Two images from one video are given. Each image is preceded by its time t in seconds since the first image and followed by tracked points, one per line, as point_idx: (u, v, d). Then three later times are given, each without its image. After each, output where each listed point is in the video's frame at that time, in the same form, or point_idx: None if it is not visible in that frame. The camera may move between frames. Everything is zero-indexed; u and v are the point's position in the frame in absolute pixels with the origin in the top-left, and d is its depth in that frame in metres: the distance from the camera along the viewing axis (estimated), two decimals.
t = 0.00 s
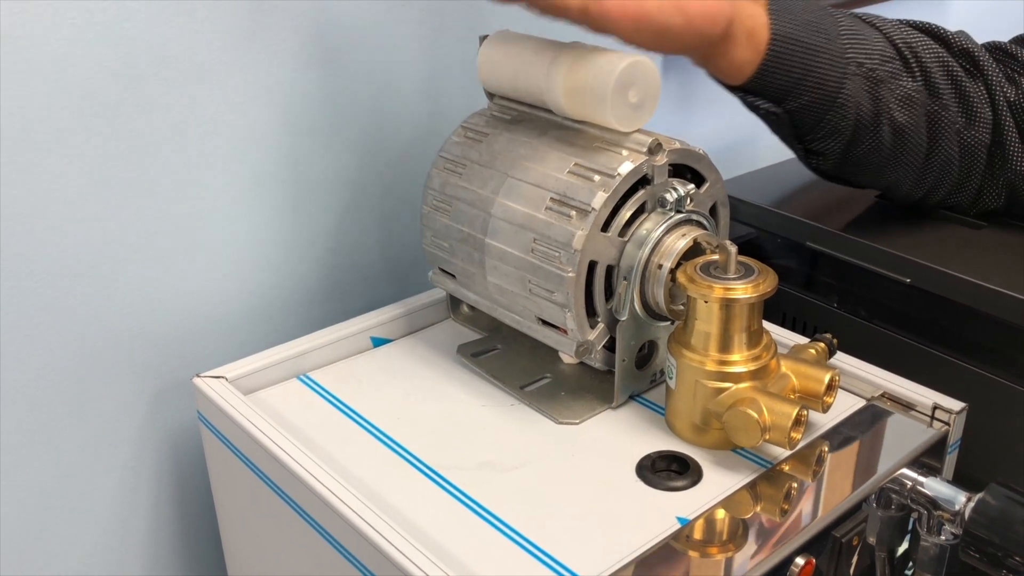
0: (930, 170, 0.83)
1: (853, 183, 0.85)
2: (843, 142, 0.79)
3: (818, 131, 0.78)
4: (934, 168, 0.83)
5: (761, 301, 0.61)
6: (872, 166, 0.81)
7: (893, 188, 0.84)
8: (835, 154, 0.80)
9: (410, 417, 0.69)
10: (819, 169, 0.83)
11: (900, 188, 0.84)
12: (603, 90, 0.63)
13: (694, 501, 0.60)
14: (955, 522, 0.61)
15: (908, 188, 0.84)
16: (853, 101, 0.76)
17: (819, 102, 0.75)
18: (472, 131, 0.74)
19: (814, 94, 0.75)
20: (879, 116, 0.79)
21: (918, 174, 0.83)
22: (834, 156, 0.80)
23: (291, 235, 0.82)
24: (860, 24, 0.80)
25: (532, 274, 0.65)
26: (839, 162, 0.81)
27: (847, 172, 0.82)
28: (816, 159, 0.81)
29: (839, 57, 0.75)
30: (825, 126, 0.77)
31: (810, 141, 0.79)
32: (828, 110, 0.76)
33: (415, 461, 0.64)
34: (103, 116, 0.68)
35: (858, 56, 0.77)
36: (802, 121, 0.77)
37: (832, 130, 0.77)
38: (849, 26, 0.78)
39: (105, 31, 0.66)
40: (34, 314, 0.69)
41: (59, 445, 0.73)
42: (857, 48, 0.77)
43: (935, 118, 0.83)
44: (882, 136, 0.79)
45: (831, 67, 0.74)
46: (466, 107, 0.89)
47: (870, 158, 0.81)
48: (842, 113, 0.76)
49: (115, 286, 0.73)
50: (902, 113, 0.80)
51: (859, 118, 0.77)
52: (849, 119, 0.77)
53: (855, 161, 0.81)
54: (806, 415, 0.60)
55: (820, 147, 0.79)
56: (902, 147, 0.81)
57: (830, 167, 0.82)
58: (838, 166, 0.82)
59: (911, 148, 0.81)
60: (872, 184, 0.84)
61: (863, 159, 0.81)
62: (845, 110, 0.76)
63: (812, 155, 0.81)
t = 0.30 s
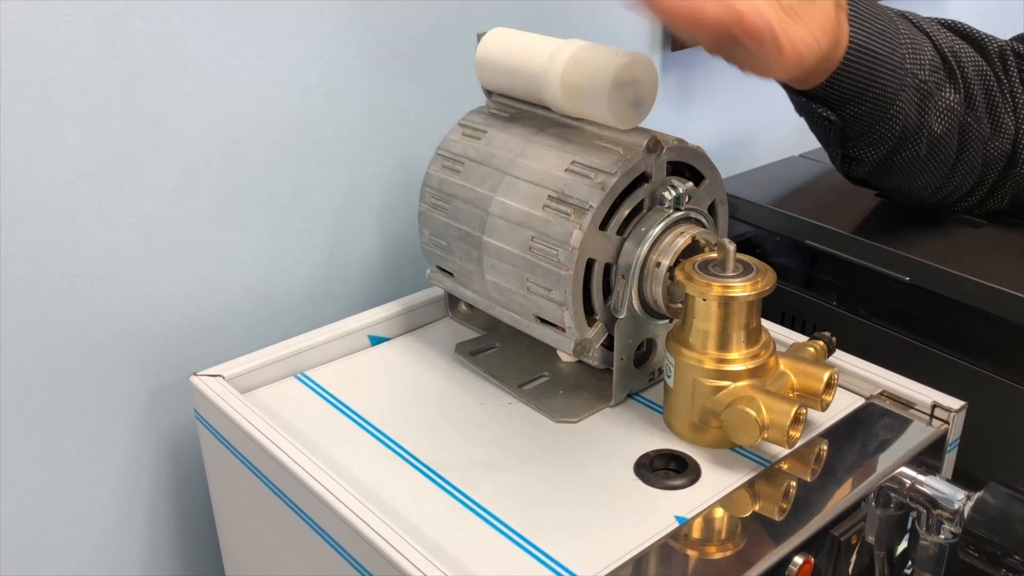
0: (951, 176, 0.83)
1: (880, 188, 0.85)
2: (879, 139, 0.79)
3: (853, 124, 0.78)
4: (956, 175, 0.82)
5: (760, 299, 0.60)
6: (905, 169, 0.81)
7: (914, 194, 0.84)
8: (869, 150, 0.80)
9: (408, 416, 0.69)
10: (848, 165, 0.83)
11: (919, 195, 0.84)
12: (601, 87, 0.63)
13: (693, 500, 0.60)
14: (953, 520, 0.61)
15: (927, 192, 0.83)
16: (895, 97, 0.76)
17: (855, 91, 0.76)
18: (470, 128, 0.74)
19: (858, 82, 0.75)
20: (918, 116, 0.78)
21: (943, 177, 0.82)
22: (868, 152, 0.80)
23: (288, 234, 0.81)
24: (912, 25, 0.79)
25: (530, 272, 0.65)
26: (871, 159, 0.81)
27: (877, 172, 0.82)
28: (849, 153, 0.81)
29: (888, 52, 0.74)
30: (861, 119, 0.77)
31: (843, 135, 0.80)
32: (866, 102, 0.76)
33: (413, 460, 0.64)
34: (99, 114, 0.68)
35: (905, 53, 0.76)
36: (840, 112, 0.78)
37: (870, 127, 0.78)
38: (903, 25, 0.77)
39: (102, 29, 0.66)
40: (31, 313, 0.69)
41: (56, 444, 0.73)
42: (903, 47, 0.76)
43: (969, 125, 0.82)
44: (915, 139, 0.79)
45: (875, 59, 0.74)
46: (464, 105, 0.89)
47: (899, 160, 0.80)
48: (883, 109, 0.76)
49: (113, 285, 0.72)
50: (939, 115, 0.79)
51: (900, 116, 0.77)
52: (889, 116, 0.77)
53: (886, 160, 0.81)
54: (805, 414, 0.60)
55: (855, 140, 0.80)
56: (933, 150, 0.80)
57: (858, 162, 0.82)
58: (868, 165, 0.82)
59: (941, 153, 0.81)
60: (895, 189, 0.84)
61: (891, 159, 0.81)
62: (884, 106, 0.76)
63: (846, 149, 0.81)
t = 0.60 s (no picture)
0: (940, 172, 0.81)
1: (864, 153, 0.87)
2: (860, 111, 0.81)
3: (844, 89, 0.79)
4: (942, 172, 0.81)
5: (760, 297, 0.60)
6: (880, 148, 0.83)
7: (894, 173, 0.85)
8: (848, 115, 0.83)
9: (408, 415, 0.69)
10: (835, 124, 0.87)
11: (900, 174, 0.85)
12: (603, 87, 0.63)
13: (693, 499, 0.59)
14: (954, 519, 0.61)
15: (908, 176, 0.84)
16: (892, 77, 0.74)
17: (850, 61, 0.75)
18: (471, 126, 0.74)
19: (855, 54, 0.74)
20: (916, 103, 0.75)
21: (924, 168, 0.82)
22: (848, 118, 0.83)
23: (287, 232, 0.81)
24: None
25: (531, 271, 0.65)
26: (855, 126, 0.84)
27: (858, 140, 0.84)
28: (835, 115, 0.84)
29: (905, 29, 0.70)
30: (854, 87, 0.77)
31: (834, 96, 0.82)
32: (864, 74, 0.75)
33: (414, 459, 0.64)
34: (98, 112, 0.68)
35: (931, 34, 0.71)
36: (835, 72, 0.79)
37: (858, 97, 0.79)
38: None
39: (101, 27, 0.66)
40: (31, 311, 0.69)
41: (55, 443, 0.73)
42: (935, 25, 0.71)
43: (987, 125, 0.77)
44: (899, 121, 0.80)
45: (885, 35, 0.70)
46: (465, 103, 0.89)
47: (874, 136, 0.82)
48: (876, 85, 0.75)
49: (114, 283, 0.72)
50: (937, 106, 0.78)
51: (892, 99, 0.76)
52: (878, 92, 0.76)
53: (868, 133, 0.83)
54: (806, 412, 0.60)
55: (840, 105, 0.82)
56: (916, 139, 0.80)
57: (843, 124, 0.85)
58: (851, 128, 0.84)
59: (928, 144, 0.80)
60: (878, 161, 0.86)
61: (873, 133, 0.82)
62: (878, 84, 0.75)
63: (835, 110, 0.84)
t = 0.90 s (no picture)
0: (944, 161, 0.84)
1: (862, 131, 0.90)
2: (869, 91, 0.85)
3: (850, 73, 0.86)
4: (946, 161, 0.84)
5: (763, 297, 0.60)
6: (892, 127, 0.85)
7: (894, 158, 0.88)
8: (866, 86, 0.85)
9: (410, 414, 0.69)
10: (844, 101, 0.89)
11: (899, 157, 0.87)
12: (605, 86, 0.63)
13: (696, 499, 0.59)
14: (957, 519, 0.61)
15: (909, 163, 0.87)
16: (903, 67, 0.82)
17: (860, 53, 0.83)
18: (473, 126, 0.74)
19: (876, 35, 0.81)
20: (927, 89, 0.82)
21: (930, 156, 0.85)
22: (863, 90, 0.85)
23: (290, 231, 0.81)
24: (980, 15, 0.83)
25: (533, 270, 0.65)
26: (869, 102, 0.86)
27: (869, 116, 0.87)
28: (844, 86, 0.88)
29: (928, 31, 0.80)
30: (857, 78, 0.85)
31: (848, 69, 0.86)
32: (869, 68, 0.84)
33: (416, 458, 0.64)
34: (101, 111, 0.68)
35: (943, 37, 0.80)
36: (840, 61, 0.87)
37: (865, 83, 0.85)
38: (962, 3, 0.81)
39: (104, 26, 0.66)
40: (32, 310, 0.69)
41: (57, 441, 0.73)
42: (948, 28, 0.80)
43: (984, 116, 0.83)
44: (917, 103, 0.83)
45: (914, 39, 0.80)
46: (467, 103, 0.89)
47: (888, 112, 0.85)
48: (885, 73, 0.83)
49: (116, 282, 0.72)
50: (954, 94, 0.82)
51: (903, 84, 0.82)
52: (890, 78, 0.83)
53: (885, 107, 0.85)
54: (808, 412, 0.60)
55: (851, 80, 0.86)
56: (931, 124, 0.83)
57: (855, 99, 0.87)
58: (863, 103, 0.87)
59: (939, 131, 0.83)
60: (878, 142, 0.89)
61: (890, 109, 0.84)
62: (889, 73, 0.83)
63: (844, 83, 0.88)
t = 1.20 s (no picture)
0: (934, 162, 0.84)
1: (853, 131, 0.90)
2: (857, 92, 0.85)
3: (838, 75, 0.86)
4: (937, 161, 0.84)
5: (763, 297, 0.61)
6: (881, 128, 0.85)
7: (886, 159, 0.88)
8: (854, 87, 0.85)
9: (411, 414, 0.69)
10: (833, 103, 0.89)
11: (890, 159, 0.88)
12: (605, 86, 0.63)
13: (697, 499, 0.60)
14: (957, 519, 0.61)
15: (900, 163, 0.87)
16: (890, 67, 0.82)
17: (847, 53, 0.83)
18: (474, 126, 0.74)
19: (861, 34, 0.81)
20: (914, 89, 0.82)
21: (920, 156, 0.85)
22: (851, 90, 0.85)
23: (290, 231, 0.81)
24: (967, 14, 0.83)
25: (534, 270, 0.65)
26: (858, 102, 0.86)
27: (858, 117, 0.86)
28: (833, 88, 0.87)
29: (913, 31, 0.80)
30: (845, 79, 0.85)
31: (836, 71, 0.86)
32: (856, 68, 0.83)
33: (417, 458, 0.64)
34: (102, 112, 0.68)
35: (928, 36, 0.80)
36: (827, 63, 0.87)
37: (852, 84, 0.85)
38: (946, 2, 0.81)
39: (105, 26, 0.66)
40: (32, 310, 0.69)
41: (58, 441, 0.73)
42: (932, 27, 0.80)
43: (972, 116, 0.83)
44: (905, 103, 0.83)
45: (900, 38, 0.80)
46: (467, 103, 0.89)
47: (876, 112, 0.85)
48: (873, 74, 0.83)
49: (117, 281, 0.73)
50: (942, 93, 0.82)
51: (890, 84, 0.82)
52: (878, 78, 0.83)
53: (873, 108, 0.85)
54: (808, 412, 0.60)
55: (839, 81, 0.86)
56: (920, 123, 0.83)
57: (844, 100, 0.87)
58: (851, 105, 0.87)
59: (929, 130, 0.83)
60: (868, 141, 0.89)
61: (879, 109, 0.84)
62: (876, 73, 0.83)
63: (833, 84, 0.87)
